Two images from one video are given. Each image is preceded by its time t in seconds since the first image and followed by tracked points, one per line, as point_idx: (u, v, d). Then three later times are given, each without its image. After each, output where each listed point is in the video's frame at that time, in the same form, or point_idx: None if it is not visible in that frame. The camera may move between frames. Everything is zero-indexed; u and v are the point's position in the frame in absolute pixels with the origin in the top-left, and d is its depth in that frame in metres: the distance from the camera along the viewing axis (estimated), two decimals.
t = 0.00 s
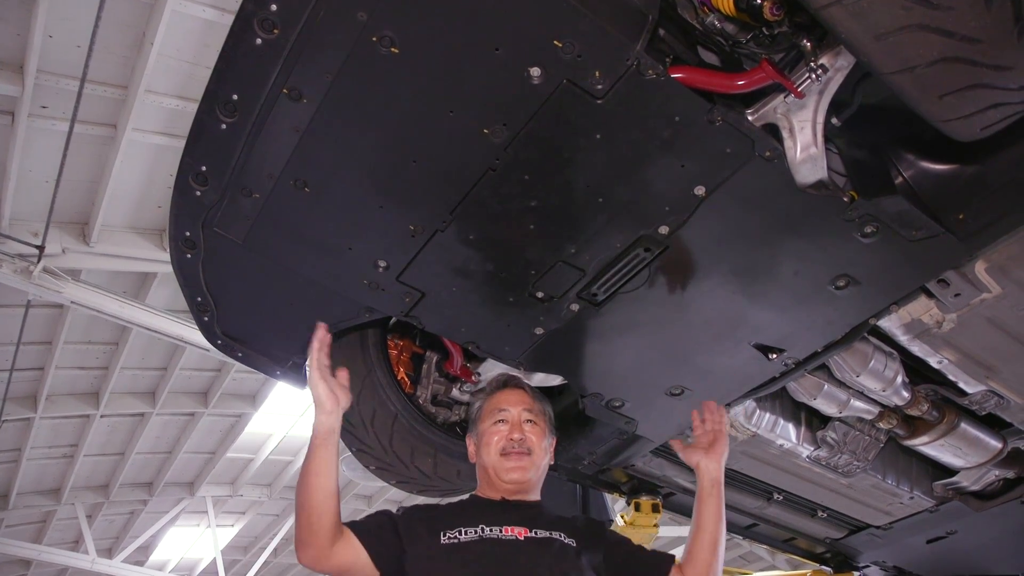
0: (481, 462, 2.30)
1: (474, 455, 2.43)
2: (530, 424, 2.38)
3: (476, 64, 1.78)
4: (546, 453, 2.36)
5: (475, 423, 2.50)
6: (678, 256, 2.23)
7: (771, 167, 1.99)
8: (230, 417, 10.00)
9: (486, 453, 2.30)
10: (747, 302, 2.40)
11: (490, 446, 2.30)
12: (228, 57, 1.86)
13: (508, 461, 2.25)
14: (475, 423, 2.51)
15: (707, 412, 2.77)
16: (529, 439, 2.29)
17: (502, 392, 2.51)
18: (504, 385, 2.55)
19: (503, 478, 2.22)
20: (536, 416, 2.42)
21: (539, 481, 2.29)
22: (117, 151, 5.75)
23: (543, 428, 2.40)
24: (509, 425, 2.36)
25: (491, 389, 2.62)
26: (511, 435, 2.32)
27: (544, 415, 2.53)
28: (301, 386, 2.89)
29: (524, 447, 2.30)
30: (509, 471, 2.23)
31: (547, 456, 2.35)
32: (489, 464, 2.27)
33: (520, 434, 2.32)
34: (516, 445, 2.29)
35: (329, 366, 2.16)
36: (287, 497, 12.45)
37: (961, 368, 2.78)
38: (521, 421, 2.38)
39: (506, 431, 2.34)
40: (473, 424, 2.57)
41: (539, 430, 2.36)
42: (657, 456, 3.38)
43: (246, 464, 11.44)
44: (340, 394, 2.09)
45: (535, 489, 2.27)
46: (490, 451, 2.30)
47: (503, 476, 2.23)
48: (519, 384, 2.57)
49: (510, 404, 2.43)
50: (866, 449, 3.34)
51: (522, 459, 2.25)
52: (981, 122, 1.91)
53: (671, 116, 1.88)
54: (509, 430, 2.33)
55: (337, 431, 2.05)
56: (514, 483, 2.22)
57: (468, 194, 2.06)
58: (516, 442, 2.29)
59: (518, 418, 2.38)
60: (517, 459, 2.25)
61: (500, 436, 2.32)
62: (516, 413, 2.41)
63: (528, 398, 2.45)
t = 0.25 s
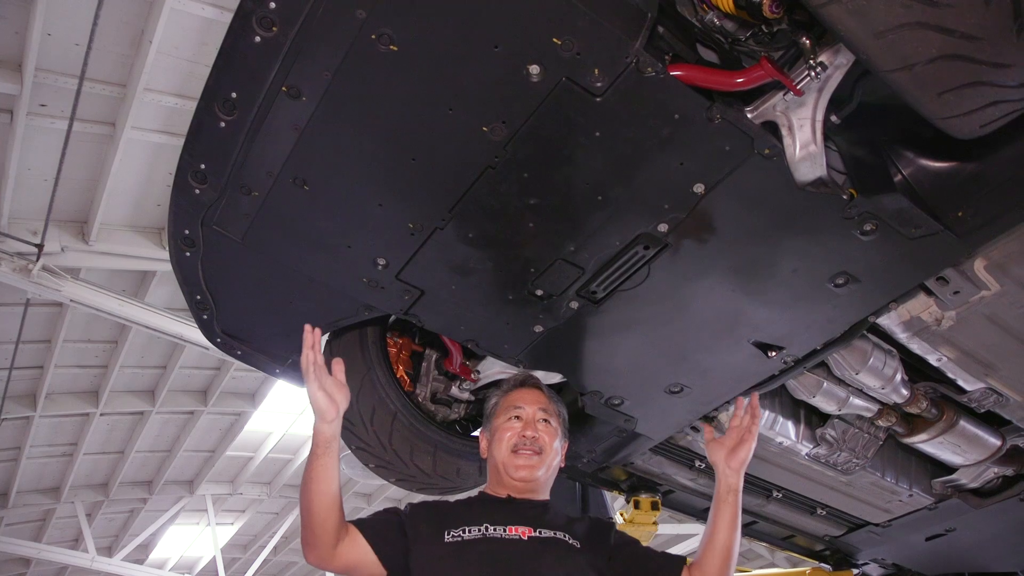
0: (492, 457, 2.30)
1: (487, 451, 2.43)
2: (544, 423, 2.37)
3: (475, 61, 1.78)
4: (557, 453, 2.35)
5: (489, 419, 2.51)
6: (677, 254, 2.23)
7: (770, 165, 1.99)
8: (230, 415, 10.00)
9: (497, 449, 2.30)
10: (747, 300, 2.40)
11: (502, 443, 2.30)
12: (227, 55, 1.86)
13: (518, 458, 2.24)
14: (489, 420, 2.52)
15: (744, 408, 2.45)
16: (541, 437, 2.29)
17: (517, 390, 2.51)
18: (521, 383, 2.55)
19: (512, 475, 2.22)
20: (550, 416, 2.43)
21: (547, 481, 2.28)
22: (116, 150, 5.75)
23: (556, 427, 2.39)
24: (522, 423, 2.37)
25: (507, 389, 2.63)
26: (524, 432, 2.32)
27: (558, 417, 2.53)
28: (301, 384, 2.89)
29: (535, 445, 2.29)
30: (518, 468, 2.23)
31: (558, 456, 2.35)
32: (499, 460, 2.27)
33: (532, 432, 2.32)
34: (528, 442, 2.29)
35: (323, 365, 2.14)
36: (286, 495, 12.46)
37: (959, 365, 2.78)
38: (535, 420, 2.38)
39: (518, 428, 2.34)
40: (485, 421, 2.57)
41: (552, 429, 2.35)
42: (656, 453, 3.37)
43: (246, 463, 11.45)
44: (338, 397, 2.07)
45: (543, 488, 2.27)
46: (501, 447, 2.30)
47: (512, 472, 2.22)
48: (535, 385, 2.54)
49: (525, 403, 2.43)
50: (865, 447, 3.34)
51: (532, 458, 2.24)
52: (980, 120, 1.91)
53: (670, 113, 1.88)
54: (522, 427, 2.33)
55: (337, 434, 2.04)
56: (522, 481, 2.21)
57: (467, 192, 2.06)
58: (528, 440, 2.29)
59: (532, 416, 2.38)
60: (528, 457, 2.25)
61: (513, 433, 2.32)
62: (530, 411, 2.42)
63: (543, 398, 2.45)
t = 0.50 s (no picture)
0: (495, 455, 2.32)
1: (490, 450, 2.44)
2: (546, 420, 2.38)
3: (474, 59, 1.78)
4: (559, 450, 2.36)
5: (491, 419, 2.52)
6: (677, 252, 2.23)
7: (769, 163, 1.99)
8: (229, 413, 10.00)
9: (500, 446, 2.31)
10: (746, 299, 2.41)
11: (505, 440, 2.31)
12: (225, 53, 1.86)
13: (520, 455, 2.25)
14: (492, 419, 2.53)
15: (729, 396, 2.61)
16: (542, 434, 2.30)
17: (519, 390, 2.52)
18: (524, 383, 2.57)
19: (514, 471, 2.23)
20: (552, 413, 2.43)
21: (550, 478, 2.29)
22: (115, 148, 5.74)
23: (558, 424, 2.41)
24: (524, 420, 2.38)
25: (509, 388, 2.64)
26: (526, 430, 2.33)
27: (560, 414, 2.53)
28: (300, 382, 2.89)
29: (537, 442, 2.30)
30: (520, 464, 2.24)
31: (560, 453, 2.35)
32: (502, 458, 2.28)
33: (533, 430, 2.33)
34: (530, 439, 2.30)
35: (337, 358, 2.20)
36: (286, 493, 12.47)
37: (959, 364, 2.78)
38: (537, 417, 2.39)
39: (520, 426, 2.35)
40: (490, 420, 2.58)
41: (553, 426, 2.36)
42: (656, 452, 3.38)
43: (245, 461, 11.46)
44: (348, 391, 2.12)
45: (547, 485, 2.28)
46: (504, 445, 2.31)
47: (515, 469, 2.23)
48: (539, 382, 2.60)
49: (526, 401, 2.44)
50: (864, 445, 3.35)
51: (535, 454, 2.25)
52: (979, 118, 1.91)
53: (670, 111, 1.88)
54: (524, 424, 2.34)
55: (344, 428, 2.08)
56: (525, 477, 2.22)
57: (467, 190, 2.06)
58: (530, 437, 2.30)
59: (533, 413, 2.39)
60: (529, 454, 2.25)
61: (515, 430, 2.33)
62: (532, 409, 2.43)
63: (544, 396, 2.47)
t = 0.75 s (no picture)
0: (494, 449, 2.33)
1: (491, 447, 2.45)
2: (544, 413, 2.40)
3: (473, 58, 1.78)
4: (559, 444, 2.36)
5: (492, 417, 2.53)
6: (676, 251, 2.23)
7: (768, 162, 1.99)
8: (229, 412, 10.00)
9: (499, 440, 2.33)
10: (745, 297, 2.41)
11: (503, 434, 2.33)
12: (224, 52, 1.86)
13: (518, 447, 2.26)
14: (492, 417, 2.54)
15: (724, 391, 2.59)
16: (540, 425, 2.31)
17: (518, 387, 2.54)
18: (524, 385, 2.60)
19: (513, 463, 2.24)
20: (550, 408, 2.45)
21: (549, 470, 2.29)
22: (114, 147, 5.74)
23: (556, 418, 2.42)
24: (522, 414, 2.39)
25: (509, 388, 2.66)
26: (523, 422, 2.35)
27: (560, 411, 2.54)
28: (300, 381, 2.89)
29: (535, 434, 2.31)
30: (518, 455, 2.25)
31: (559, 447, 2.36)
32: (501, 451, 2.29)
33: (531, 421, 2.34)
34: (528, 431, 2.31)
35: (345, 352, 2.19)
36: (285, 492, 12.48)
37: (958, 362, 2.78)
38: (535, 410, 2.40)
39: (519, 418, 2.37)
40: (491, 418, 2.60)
41: (551, 418, 2.38)
42: (655, 450, 3.38)
43: (244, 460, 11.46)
44: (354, 383, 2.10)
45: (546, 477, 2.28)
46: (502, 439, 2.32)
47: (513, 460, 2.24)
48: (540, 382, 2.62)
49: (524, 396, 2.46)
50: (863, 443, 3.35)
51: (532, 445, 2.27)
52: (979, 117, 1.91)
53: (669, 110, 1.88)
54: (521, 417, 2.35)
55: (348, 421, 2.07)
56: (523, 468, 2.23)
57: (466, 189, 2.06)
58: (528, 429, 2.32)
59: (532, 406, 2.41)
60: (527, 445, 2.27)
61: (513, 423, 2.35)
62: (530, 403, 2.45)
63: (543, 392, 2.48)
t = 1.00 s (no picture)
0: (491, 449, 2.33)
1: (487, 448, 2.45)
2: (541, 412, 2.41)
3: (474, 56, 1.78)
4: (556, 443, 2.38)
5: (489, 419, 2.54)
6: (676, 250, 2.23)
7: (769, 161, 1.99)
8: (229, 411, 10.00)
9: (496, 440, 2.33)
10: (745, 296, 2.41)
11: (500, 433, 2.33)
12: (224, 50, 1.86)
13: (516, 445, 2.27)
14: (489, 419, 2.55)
15: (711, 379, 2.57)
16: (538, 423, 2.32)
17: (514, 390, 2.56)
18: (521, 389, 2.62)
19: (511, 461, 2.24)
20: (547, 408, 2.46)
21: (548, 468, 2.30)
22: (114, 145, 5.74)
23: (553, 417, 2.43)
24: (519, 413, 2.40)
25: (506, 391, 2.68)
26: (521, 420, 2.36)
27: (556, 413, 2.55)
28: (300, 380, 2.89)
29: (532, 432, 2.32)
30: (516, 453, 2.25)
31: (558, 446, 2.37)
32: (499, 449, 2.30)
33: (529, 419, 2.35)
34: (525, 429, 2.32)
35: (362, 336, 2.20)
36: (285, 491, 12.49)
37: (958, 361, 2.78)
38: (532, 409, 2.42)
39: (516, 417, 2.38)
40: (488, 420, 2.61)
41: (548, 417, 2.39)
42: (655, 448, 3.38)
43: (244, 459, 11.47)
44: (367, 367, 2.14)
45: (544, 476, 2.28)
46: (500, 438, 2.33)
47: (511, 458, 2.25)
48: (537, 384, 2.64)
49: (521, 397, 2.48)
50: (863, 442, 3.35)
51: (531, 442, 2.27)
52: (979, 115, 1.91)
53: (669, 108, 1.88)
54: (518, 415, 2.36)
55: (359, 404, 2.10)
56: (521, 465, 2.24)
57: (466, 187, 2.06)
58: (525, 427, 2.33)
59: (529, 406, 2.42)
60: (525, 443, 2.28)
61: (510, 422, 2.36)
62: (527, 403, 2.46)
63: (539, 393, 2.50)
